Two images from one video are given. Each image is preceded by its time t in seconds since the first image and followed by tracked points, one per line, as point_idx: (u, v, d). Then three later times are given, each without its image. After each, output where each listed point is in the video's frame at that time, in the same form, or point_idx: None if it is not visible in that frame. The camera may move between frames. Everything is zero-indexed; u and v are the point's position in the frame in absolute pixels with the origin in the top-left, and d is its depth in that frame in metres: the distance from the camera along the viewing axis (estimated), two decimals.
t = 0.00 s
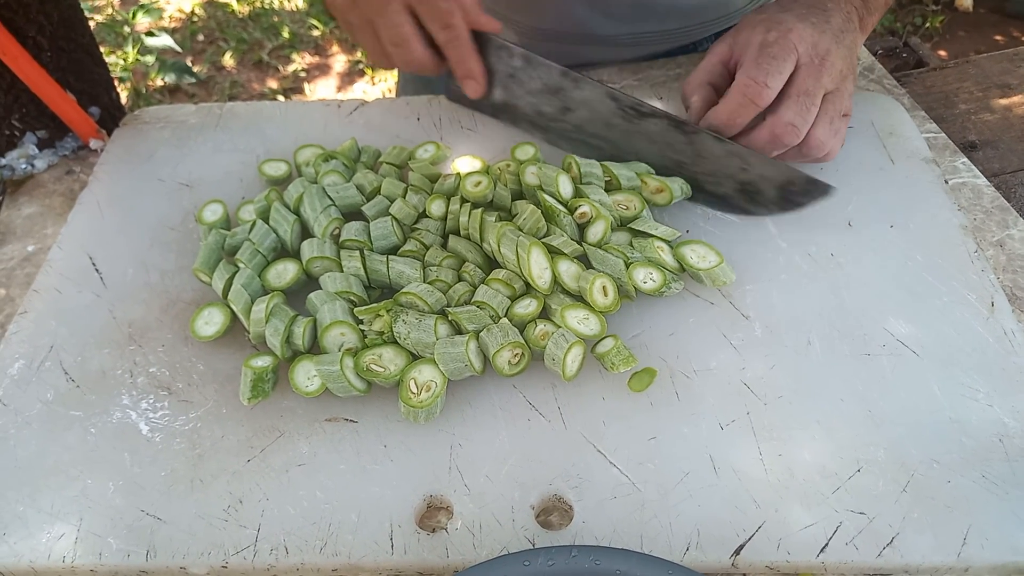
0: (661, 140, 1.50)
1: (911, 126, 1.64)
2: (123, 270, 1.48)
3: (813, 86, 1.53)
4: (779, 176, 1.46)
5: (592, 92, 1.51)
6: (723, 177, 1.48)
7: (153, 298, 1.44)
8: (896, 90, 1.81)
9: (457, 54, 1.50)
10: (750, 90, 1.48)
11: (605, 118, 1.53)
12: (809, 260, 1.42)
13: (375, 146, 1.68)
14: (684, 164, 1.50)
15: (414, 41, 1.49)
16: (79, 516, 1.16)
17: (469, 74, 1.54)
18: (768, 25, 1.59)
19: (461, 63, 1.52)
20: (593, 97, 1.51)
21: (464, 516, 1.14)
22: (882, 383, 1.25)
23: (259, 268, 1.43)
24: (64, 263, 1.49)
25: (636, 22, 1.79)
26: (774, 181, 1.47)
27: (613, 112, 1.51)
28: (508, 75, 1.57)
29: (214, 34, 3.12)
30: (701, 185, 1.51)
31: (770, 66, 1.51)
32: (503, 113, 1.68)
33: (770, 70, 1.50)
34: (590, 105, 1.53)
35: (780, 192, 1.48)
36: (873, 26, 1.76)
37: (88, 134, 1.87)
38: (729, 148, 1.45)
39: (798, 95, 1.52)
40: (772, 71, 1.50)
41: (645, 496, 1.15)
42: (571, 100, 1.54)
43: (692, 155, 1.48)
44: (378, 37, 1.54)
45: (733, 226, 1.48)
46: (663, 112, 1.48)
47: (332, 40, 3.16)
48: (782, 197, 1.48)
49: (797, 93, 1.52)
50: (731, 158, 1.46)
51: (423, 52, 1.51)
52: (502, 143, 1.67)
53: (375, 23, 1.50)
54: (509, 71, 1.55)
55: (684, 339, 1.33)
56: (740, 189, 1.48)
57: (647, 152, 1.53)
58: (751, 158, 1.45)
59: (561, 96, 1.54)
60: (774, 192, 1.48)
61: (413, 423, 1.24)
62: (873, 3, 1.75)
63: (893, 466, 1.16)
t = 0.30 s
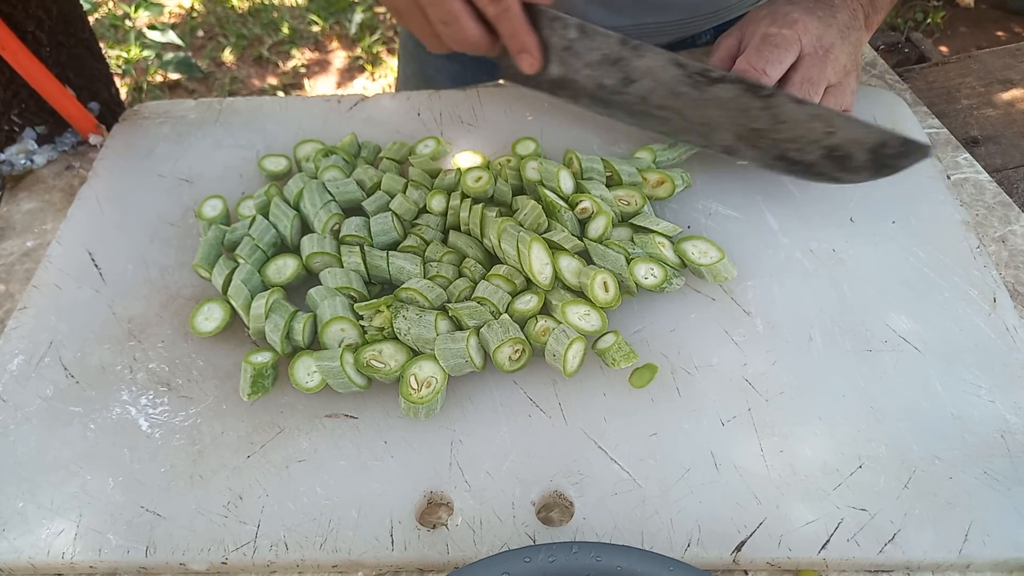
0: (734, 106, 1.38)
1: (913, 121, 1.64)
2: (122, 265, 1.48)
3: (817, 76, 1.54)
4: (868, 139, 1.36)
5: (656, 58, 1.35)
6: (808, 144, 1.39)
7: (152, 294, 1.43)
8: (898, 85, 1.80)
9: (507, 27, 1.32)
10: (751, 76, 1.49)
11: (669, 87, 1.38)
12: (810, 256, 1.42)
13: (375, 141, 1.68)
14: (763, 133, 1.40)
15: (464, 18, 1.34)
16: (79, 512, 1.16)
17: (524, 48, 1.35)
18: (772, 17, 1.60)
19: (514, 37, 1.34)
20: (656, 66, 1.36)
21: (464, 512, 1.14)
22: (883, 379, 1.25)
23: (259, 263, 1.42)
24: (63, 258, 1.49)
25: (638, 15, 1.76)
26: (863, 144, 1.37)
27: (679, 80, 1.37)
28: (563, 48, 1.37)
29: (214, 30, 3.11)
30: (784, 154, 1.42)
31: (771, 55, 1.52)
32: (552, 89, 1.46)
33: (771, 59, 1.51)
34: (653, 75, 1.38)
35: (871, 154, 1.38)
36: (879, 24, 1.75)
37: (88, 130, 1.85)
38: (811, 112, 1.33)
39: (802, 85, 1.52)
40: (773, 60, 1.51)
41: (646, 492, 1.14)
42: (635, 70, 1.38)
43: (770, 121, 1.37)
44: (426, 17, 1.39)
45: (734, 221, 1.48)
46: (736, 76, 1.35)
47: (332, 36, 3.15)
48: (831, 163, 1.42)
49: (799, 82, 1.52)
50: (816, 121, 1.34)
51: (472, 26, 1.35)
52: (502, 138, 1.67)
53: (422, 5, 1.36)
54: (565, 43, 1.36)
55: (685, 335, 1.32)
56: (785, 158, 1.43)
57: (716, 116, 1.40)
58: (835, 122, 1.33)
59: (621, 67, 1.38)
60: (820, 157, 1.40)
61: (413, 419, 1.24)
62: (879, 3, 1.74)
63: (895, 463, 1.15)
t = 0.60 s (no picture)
0: (651, 116, 1.51)
1: (915, 120, 1.64)
2: (123, 262, 1.48)
3: (822, 73, 1.53)
4: (765, 156, 1.45)
5: (580, 66, 1.51)
6: (710, 155, 1.49)
7: (153, 291, 1.43)
8: (900, 83, 1.80)
9: (447, 25, 1.48)
10: (757, 76, 1.49)
11: (594, 93, 1.54)
12: (812, 254, 1.42)
13: (376, 139, 1.68)
14: (674, 142, 1.51)
15: (404, 15, 1.51)
16: (79, 508, 1.16)
17: (461, 46, 1.52)
18: (777, 15, 1.60)
19: (452, 33, 1.50)
20: (582, 72, 1.52)
21: (465, 508, 1.14)
22: (884, 376, 1.24)
23: (260, 260, 1.42)
24: (64, 255, 1.49)
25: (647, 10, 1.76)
26: (761, 161, 1.46)
27: (602, 87, 1.52)
28: (499, 47, 1.56)
29: (215, 28, 3.10)
30: (690, 162, 1.52)
31: (777, 53, 1.51)
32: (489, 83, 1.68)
33: (776, 57, 1.51)
34: (580, 80, 1.54)
35: (766, 171, 1.47)
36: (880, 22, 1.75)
37: (89, 126, 1.85)
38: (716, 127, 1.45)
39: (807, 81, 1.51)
40: (778, 58, 1.51)
41: (647, 490, 1.14)
42: (563, 74, 1.55)
43: (681, 132, 1.50)
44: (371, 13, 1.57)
45: (735, 219, 1.48)
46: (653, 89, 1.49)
47: (333, 34, 3.15)
48: (731, 176, 1.49)
49: (805, 80, 1.51)
50: (718, 136, 1.46)
51: (412, 23, 1.53)
52: (503, 135, 1.66)
53: None
54: (500, 43, 1.55)
55: (686, 333, 1.32)
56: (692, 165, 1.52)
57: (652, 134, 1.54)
58: (737, 138, 1.44)
59: (550, 70, 1.55)
60: (721, 169, 1.49)
61: (414, 416, 1.24)
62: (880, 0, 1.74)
63: (896, 461, 1.15)
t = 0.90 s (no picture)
0: (764, 93, 1.47)
1: (924, 107, 1.63)
2: (128, 243, 1.48)
3: (829, 58, 1.53)
4: (899, 122, 1.42)
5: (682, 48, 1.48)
6: (834, 129, 1.45)
7: (158, 272, 1.43)
8: (909, 69, 1.79)
9: (534, 16, 1.42)
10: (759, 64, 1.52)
11: (699, 74, 1.49)
12: (818, 239, 1.41)
13: (381, 121, 1.67)
14: (791, 117, 1.47)
15: (492, 10, 1.40)
16: (83, 485, 1.17)
17: (549, 38, 1.46)
18: None
19: (541, 26, 1.44)
20: (685, 54, 1.48)
21: (467, 488, 1.14)
22: (890, 362, 1.24)
23: (264, 241, 1.42)
24: (69, 235, 1.49)
25: None
26: (894, 129, 1.43)
27: (709, 67, 1.48)
28: (590, 37, 1.51)
29: (221, 13, 3.10)
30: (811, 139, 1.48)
31: (784, 39, 1.52)
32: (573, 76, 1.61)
33: (783, 42, 1.52)
34: (684, 62, 1.49)
35: (900, 140, 1.44)
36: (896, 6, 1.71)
37: (94, 108, 1.86)
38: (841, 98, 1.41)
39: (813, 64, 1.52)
40: (785, 43, 1.52)
41: (650, 472, 1.14)
42: (660, 58, 1.50)
43: (799, 107, 1.45)
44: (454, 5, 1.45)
45: (741, 204, 1.47)
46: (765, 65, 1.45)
47: (340, 19, 3.14)
48: (858, 148, 1.46)
49: (810, 65, 1.52)
50: (843, 106, 1.42)
51: (499, 16, 1.41)
52: (509, 119, 1.66)
53: None
54: (591, 32, 1.50)
55: (691, 316, 1.32)
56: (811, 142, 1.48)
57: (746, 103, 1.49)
58: (866, 107, 1.41)
59: (648, 55, 1.50)
60: (846, 142, 1.46)
61: (417, 397, 1.24)
62: None
63: (900, 445, 1.15)
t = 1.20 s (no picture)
0: (683, 61, 1.48)
1: (918, 73, 1.62)
2: (118, 204, 1.47)
3: (825, 26, 1.58)
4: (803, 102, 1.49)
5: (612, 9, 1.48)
6: (750, 102, 1.48)
7: (148, 233, 1.43)
8: (906, 36, 1.77)
9: None
10: (759, 30, 1.56)
11: (623, 38, 1.48)
12: (809, 204, 1.41)
13: (372, 84, 1.66)
14: (710, 87, 1.48)
15: None
16: (74, 443, 1.18)
17: None
18: None
19: None
20: (611, 18, 1.48)
21: (455, 448, 1.15)
22: (876, 326, 1.25)
23: (254, 204, 1.42)
24: (59, 197, 1.48)
25: None
26: (804, 106, 1.49)
27: (634, 30, 1.48)
28: None
29: None
30: (727, 110, 1.49)
31: (783, 7, 1.58)
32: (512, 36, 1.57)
33: (782, 10, 1.57)
34: (609, 25, 1.48)
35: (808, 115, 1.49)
36: None
37: (83, 69, 1.84)
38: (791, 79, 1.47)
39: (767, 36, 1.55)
40: (784, 11, 1.57)
41: (636, 433, 1.15)
42: (590, 18, 1.49)
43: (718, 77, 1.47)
44: None
45: (733, 168, 1.47)
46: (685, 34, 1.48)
47: None
48: (771, 123, 1.49)
49: (807, 32, 1.57)
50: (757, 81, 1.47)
51: None
52: (501, 83, 1.65)
53: None
54: None
55: (680, 280, 1.32)
56: (729, 114, 1.50)
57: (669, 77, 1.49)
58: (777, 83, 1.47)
59: (577, 14, 1.49)
60: (761, 115, 1.48)
61: (407, 358, 1.25)
62: None
63: (885, 407, 1.16)
